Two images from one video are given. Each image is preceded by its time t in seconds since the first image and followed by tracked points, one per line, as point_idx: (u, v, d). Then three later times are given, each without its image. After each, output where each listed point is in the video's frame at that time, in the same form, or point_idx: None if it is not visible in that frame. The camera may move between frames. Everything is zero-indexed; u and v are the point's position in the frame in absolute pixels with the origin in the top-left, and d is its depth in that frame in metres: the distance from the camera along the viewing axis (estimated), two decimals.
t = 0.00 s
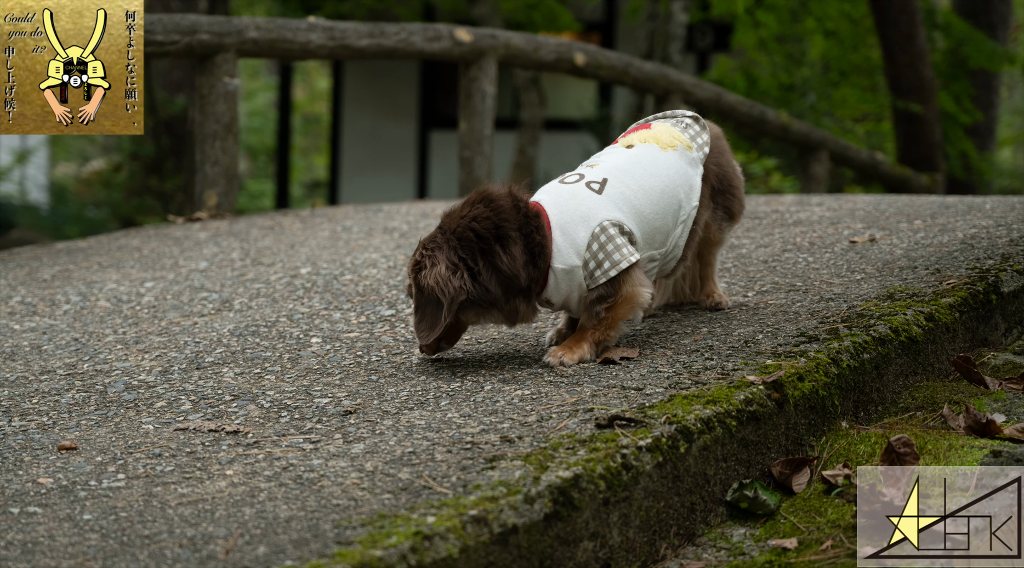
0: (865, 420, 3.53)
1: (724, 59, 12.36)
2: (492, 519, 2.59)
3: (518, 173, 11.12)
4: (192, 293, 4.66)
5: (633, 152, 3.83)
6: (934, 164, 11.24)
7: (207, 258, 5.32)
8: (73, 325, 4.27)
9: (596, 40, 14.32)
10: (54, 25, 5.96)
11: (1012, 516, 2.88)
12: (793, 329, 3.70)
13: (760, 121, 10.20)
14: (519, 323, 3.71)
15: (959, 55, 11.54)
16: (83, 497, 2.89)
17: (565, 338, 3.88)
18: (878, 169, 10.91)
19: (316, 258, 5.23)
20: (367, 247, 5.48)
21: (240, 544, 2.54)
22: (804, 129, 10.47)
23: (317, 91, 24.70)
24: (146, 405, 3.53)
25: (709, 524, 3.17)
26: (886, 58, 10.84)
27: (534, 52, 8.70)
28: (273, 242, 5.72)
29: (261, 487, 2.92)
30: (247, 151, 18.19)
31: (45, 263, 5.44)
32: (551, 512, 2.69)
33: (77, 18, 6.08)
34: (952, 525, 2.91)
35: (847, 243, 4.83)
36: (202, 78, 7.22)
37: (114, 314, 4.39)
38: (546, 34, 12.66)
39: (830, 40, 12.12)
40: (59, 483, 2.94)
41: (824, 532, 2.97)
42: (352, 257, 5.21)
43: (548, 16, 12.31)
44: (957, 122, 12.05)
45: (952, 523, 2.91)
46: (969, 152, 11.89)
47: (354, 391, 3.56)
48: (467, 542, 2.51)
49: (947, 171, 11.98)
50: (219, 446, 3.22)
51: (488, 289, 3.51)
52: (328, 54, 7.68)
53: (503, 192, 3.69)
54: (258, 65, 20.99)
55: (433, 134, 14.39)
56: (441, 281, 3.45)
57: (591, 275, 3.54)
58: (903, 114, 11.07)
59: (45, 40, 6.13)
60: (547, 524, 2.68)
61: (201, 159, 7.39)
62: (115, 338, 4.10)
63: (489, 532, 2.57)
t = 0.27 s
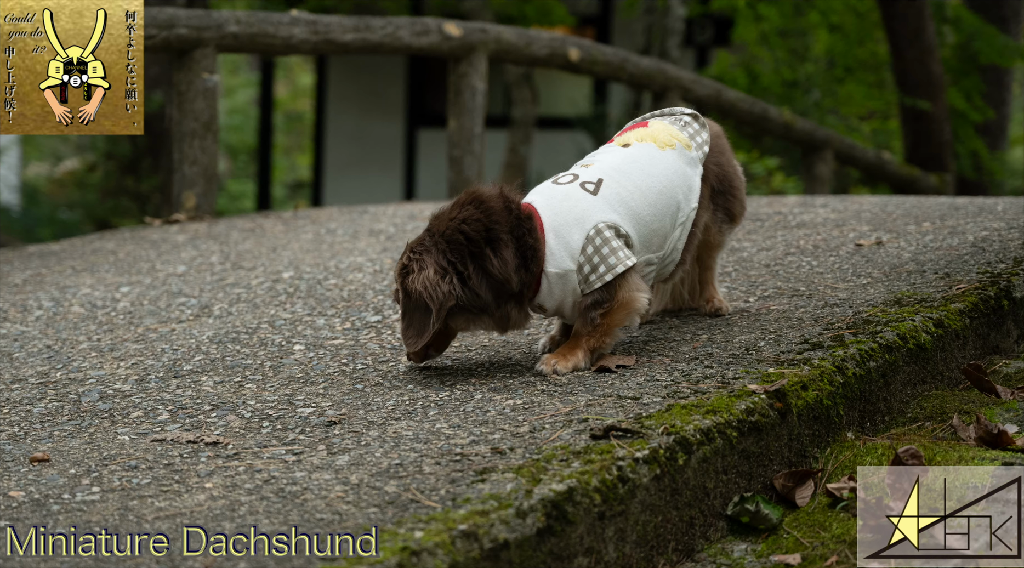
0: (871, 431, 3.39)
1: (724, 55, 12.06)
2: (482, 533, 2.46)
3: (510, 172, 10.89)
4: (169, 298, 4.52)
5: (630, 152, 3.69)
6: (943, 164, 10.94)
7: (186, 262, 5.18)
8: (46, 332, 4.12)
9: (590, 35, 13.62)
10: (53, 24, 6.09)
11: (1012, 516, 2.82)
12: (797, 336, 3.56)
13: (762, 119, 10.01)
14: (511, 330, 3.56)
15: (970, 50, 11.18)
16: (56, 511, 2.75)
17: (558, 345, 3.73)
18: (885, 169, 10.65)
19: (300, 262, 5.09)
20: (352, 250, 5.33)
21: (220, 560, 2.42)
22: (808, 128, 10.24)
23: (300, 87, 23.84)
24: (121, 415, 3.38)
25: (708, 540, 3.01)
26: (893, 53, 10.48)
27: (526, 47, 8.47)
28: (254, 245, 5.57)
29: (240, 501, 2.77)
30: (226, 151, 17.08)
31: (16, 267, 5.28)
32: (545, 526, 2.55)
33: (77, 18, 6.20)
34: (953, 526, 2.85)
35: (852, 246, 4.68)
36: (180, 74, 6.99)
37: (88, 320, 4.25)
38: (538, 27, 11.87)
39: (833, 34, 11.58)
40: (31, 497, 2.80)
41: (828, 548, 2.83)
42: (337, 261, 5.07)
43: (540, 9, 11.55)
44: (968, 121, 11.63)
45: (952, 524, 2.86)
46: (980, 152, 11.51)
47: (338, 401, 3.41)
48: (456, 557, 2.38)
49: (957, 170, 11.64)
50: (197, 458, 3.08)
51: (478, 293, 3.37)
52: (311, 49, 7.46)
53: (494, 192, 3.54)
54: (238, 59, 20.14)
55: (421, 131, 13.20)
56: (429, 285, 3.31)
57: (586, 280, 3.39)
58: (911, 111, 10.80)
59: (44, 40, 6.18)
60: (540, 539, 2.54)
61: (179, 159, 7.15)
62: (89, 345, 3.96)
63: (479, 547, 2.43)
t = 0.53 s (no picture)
0: (877, 442, 3.25)
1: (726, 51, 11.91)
2: (472, 549, 2.33)
3: (501, 172, 10.67)
4: (147, 303, 4.38)
5: (626, 151, 3.55)
6: (953, 164, 10.45)
7: (164, 266, 5.04)
8: (18, 338, 3.98)
9: (586, 29, 13.46)
10: (53, 24, 6.02)
11: (1013, 517, 2.75)
12: (800, 343, 3.42)
13: (764, 116, 9.84)
14: (503, 336, 3.42)
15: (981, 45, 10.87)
16: (27, 525, 2.61)
17: (552, 352, 3.59)
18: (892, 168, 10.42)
19: (283, 266, 4.95)
20: (338, 253, 5.20)
21: None
22: (811, 126, 10.06)
23: (283, 84, 23.26)
24: (97, 425, 3.24)
25: (708, 555, 2.87)
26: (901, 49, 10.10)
27: (518, 41, 8.30)
28: (236, 248, 5.44)
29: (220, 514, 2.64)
30: (206, 149, 15.94)
31: None
32: (538, 541, 2.43)
33: (77, 18, 6.14)
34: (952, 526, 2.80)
35: (858, 249, 4.54)
36: (158, 69, 6.84)
37: (63, 327, 4.11)
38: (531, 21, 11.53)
39: (838, 29, 11.30)
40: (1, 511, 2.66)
41: (833, 563, 2.70)
42: (321, 265, 4.93)
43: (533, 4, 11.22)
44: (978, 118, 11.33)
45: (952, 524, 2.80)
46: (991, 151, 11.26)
47: (322, 410, 3.28)
48: None
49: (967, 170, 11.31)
50: (176, 470, 2.94)
51: (468, 299, 3.23)
52: (295, 44, 7.29)
53: (485, 193, 3.39)
54: (219, 54, 19.56)
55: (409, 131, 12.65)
56: (418, 290, 3.17)
57: (580, 284, 3.26)
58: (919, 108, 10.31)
59: (45, 40, 6.10)
60: (532, 555, 2.42)
61: (158, 159, 7.01)
62: (63, 352, 3.82)
63: (470, 562, 2.31)
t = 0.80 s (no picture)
0: (884, 452, 3.13)
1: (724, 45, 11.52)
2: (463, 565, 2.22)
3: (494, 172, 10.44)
4: (124, 308, 4.26)
5: (622, 150, 3.43)
6: (962, 163, 10.14)
7: (142, 270, 4.91)
8: None
9: (581, 23, 13.18)
10: (53, 25, 5.96)
11: (1011, 516, 2.75)
12: (803, 349, 3.30)
13: (766, 114, 9.66)
14: (494, 343, 3.30)
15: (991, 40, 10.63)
16: None
17: (545, 359, 3.47)
18: (899, 169, 10.29)
19: (266, 269, 4.83)
20: (323, 257, 5.07)
21: None
22: (816, 125, 9.88)
23: (266, 81, 22.72)
24: (72, 435, 3.11)
25: None
26: (908, 44, 9.83)
27: (511, 36, 8.14)
28: (216, 251, 5.32)
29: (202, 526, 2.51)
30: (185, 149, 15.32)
31: None
32: (531, 555, 2.31)
33: (77, 19, 6.05)
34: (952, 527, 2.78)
35: (863, 252, 4.42)
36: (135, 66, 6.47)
37: (37, 333, 3.98)
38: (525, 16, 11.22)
39: (843, 24, 11.07)
40: None
41: None
42: (305, 268, 4.81)
43: None
44: (987, 116, 11.08)
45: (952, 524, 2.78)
46: (1001, 152, 10.96)
47: (306, 420, 3.15)
48: None
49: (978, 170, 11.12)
50: (154, 482, 2.82)
51: (458, 303, 3.11)
52: (279, 39, 7.10)
53: (475, 193, 3.27)
54: (203, 51, 19.08)
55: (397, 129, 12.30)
56: (406, 294, 3.06)
57: (574, 289, 3.14)
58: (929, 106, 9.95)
59: (45, 40, 6.00)
60: None
61: (135, 158, 6.67)
62: (37, 359, 3.69)
63: None
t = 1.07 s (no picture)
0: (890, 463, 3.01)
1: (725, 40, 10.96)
2: None
3: (485, 171, 10.14)
4: (101, 314, 4.14)
5: (618, 149, 3.31)
6: (970, 163, 9.97)
7: (121, 274, 4.80)
8: None
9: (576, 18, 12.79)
10: (52, 24, 5.80)
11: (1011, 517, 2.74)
12: (807, 356, 3.18)
13: (768, 112, 9.38)
14: (486, 349, 3.18)
15: (1001, 35, 10.47)
16: None
17: (539, 367, 3.35)
18: (906, 169, 9.95)
19: (249, 273, 4.72)
20: (308, 260, 4.96)
21: None
22: (818, 123, 9.52)
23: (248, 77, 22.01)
24: (48, 445, 2.99)
25: None
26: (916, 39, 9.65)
27: (503, 31, 7.91)
28: (197, 254, 5.21)
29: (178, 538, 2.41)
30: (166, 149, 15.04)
31: None
32: None
33: (77, 19, 5.89)
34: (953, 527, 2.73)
35: (869, 255, 4.31)
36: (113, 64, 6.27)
37: (11, 339, 3.86)
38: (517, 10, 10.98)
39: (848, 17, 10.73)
40: None
41: None
42: (290, 272, 4.69)
43: None
44: (998, 114, 10.92)
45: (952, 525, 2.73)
46: (1013, 151, 10.88)
47: (291, 429, 3.04)
48: None
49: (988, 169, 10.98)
50: (133, 493, 2.70)
51: (448, 309, 3.00)
52: (261, 34, 6.82)
53: (466, 194, 3.15)
54: (182, 46, 18.37)
55: (385, 127, 11.83)
56: (394, 299, 2.94)
57: (569, 293, 3.02)
58: (936, 104, 9.84)
59: (45, 40, 5.85)
60: None
61: (113, 158, 6.50)
62: (11, 366, 3.57)
63: None
